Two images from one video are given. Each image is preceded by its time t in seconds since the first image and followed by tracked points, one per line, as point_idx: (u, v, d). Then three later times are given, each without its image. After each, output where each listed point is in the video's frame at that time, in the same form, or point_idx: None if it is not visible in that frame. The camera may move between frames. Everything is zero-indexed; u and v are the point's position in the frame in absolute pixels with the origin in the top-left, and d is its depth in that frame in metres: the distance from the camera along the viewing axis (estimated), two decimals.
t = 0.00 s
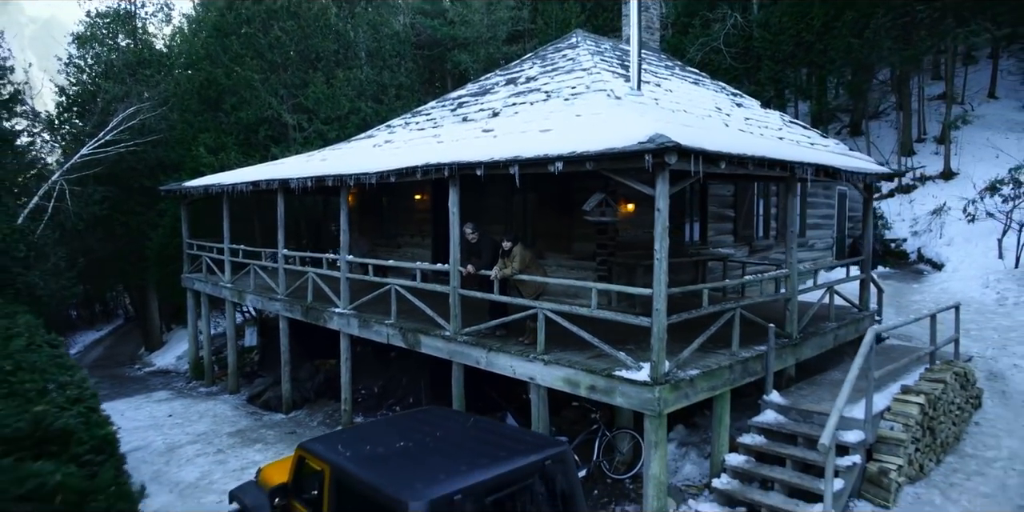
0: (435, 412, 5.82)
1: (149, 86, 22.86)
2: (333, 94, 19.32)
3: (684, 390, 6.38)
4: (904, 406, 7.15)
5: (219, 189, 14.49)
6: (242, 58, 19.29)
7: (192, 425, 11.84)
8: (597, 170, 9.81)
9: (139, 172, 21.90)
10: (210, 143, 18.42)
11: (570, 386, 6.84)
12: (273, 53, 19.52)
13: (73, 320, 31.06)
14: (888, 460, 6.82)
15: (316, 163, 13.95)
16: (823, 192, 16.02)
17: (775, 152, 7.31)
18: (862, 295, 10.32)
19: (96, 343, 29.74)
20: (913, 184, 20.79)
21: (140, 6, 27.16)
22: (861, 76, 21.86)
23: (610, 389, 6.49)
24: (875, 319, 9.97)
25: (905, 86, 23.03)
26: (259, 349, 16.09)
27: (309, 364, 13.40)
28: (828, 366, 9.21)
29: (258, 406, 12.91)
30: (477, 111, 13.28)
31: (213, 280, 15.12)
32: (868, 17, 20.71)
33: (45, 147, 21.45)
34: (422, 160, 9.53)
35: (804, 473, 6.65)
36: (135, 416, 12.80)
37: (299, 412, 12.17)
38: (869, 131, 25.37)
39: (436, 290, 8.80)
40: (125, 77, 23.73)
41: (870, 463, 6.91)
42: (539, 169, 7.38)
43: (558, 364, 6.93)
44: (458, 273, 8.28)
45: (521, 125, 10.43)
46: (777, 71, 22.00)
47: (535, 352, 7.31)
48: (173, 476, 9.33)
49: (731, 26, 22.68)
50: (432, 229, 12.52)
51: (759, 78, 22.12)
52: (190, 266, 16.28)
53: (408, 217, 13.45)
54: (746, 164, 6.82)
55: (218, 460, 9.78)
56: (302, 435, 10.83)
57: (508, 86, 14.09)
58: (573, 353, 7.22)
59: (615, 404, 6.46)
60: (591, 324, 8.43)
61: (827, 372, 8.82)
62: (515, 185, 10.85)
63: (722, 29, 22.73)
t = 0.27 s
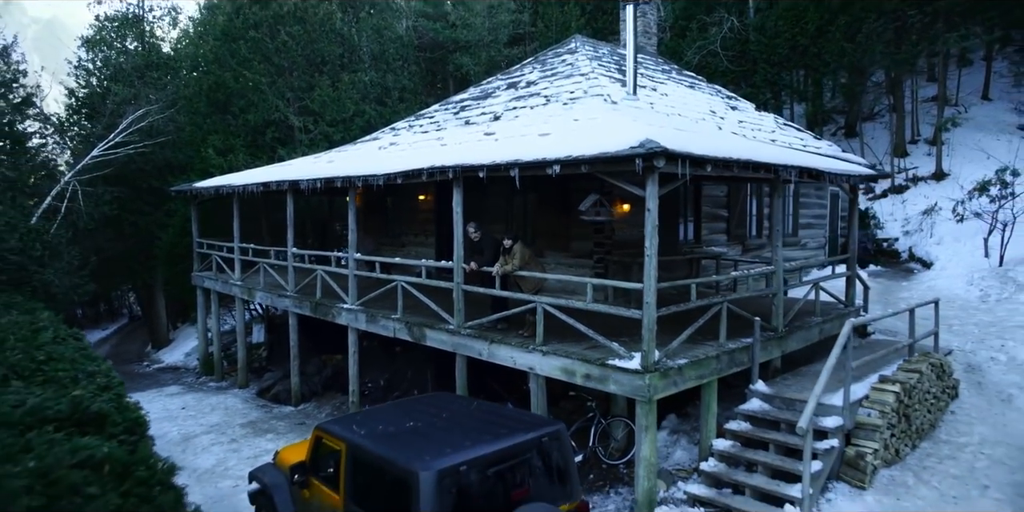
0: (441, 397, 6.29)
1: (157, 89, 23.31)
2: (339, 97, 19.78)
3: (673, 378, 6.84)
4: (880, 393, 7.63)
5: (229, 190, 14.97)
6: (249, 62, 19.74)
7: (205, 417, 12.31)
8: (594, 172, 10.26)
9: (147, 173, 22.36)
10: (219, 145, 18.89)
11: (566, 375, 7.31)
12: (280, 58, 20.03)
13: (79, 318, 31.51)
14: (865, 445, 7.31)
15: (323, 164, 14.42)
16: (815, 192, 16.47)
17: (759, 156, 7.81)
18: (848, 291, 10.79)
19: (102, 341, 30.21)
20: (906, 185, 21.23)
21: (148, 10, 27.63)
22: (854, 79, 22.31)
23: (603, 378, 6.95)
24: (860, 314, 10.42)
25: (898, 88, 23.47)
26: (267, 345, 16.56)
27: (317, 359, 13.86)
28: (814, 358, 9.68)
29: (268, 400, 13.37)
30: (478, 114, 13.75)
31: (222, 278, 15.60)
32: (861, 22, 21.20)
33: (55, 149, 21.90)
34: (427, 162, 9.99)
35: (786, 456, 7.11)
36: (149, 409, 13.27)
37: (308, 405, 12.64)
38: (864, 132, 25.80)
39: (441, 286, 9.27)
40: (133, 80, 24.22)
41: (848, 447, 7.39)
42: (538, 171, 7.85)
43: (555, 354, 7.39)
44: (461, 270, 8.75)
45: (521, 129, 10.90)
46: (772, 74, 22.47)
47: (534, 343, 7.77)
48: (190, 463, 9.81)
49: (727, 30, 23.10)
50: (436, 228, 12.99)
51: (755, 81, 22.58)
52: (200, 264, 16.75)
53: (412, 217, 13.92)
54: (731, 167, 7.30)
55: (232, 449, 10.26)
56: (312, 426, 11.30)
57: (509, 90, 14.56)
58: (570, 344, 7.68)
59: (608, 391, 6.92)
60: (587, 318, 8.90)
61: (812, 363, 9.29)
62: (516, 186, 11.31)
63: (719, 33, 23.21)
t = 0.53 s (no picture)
0: (442, 386, 6.71)
1: (162, 91, 23.70)
2: (341, 100, 20.18)
3: (661, 370, 7.26)
4: (859, 384, 8.05)
5: (236, 191, 15.39)
6: (254, 65, 20.18)
7: (213, 411, 12.73)
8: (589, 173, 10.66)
9: (152, 174, 22.76)
10: (224, 146, 19.32)
11: (560, 366, 7.72)
12: (284, 61, 20.43)
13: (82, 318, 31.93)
14: (843, 433, 7.73)
15: (328, 166, 14.84)
16: (806, 193, 16.89)
17: (744, 159, 8.26)
18: (834, 288, 11.22)
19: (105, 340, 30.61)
20: (897, 185, 21.64)
21: (153, 13, 28.01)
22: (847, 82, 22.74)
23: (595, 368, 7.36)
24: (845, 310, 10.85)
25: (891, 91, 23.89)
26: (271, 341, 16.97)
27: (321, 355, 14.29)
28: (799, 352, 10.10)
29: (274, 394, 13.78)
30: (478, 118, 14.16)
31: (229, 277, 16.01)
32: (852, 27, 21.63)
33: (61, 151, 22.28)
34: (429, 164, 10.41)
35: (768, 443, 7.51)
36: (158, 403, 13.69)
37: (313, 399, 13.06)
38: (858, 133, 26.23)
39: (442, 282, 9.67)
40: (139, 83, 24.61)
41: (827, 435, 7.80)
42: (534, 174, 8.27)
43: (550, 347, 7.80)
44: (461, 268, 9.16)
45: (519, 132, 11.33)
46: (766, 77, 22.77)
47: (530, 337, 8.18)
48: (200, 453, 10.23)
49: (723, 34, 23.57)
50: (437, 228, 13.40)
51: (749, 84, 23.01)
52: (206, 263, 17.16)
53: (414, 217, 14.33)
54: (716, 170, 7.74)
55: (241, 440, 10.68)
56: (317, 418, 11.72)
57: (507, 94, 14.99)
58: (564, 338, 8.09)
59: (600, 381, 7.33)
60: (582, 312, 9.31)
61: (797, 357, 9.71)
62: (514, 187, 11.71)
63: (714, 37, 23.66)
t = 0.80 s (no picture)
0: (442, 374, 7.21)
1: (167, 94, 24.16)
2: (344, 104, 20.67)
3: (647, 360, 7.75)
4: (835, 375, 8.56)
5: (243, 192, 15.90)
6: (258, 69, 20.70)
7: (222, 404, 13.22)
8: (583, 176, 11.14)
9: (158, 175, 23.23)
10: (230, 148, 19.84)
11: (553, 357, 8.21)
12: (288, 66, 20.92)
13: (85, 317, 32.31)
14: (819, 420, 8.23)
15: (332, 168, 15.34)
16: (796, 194, 17.39)
17: (727, 163, 8.77)
18: (818, 285, 11.72)
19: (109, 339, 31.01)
20: (887, 186, 22.13)
21: (157, 17, 28.46)
22: (838, 85, 23.24)
23: (586, 359, 7.86)
24: (827, 306, 11.35)
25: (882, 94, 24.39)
26: (276, 338, 17.47)
27: (326, 351, 14.78)
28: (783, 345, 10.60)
29: (280, 388, 14.28)
30: (477, 121, 14.67)
31: (235, 275, 16.50)
32: (842, 31, 22.16)
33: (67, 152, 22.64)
34: (430, 167, 10.91)
35: (748, 430, 7.99)
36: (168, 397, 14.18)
37: (318, 392, 13.55)
38: (850, 135, 26.73)
39: (442, 280, 10.16)
40: (144, 86, 25.03)
41: (805, 422, 8.30)
42: (529, 177, 8.77)
43: (544, 339, 8.30)
44: (460, 265, 9.65)
45: (516, 136, 11.83)
46: (759, 80, 23.17)
47: (526, 330, 8.68)
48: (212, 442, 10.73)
49: (717, 38, 24.09)
50: (437, 228, 13.91)
51: (743, 87, 23.51)
52: (213, 262, 17.66)
53: (415, 217, 14.83)
54: (699, 173, 8.25)
55: (250, 430, 11.18)
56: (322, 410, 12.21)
57: (505, 98, 15.49)
58: (558, 331, 8.59)
59: (590, 371, 7.82)
60: (574, 307, 9.81)
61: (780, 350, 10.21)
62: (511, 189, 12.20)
63: (709, 41, 24.18)
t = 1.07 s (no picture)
0: (441, 365, 7.66)
1: (172, 96, 24.61)
2: (346, 106, 21.09)
3: (635, 352, 8.20)
4: (814, 367, 9.00)
5: (248, 193, 16.36)
6: (261, 73, 21.18)
7: (228, 397, 13.66)
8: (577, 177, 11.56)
9: (163, 175, 23.66)
10: (234, 150, 20.29)
11: (547, 350, 8.64)
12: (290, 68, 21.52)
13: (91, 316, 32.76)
14: (799, 410, 8.68)
15: (334, 169, 15.79)
16: (786, 194, 17.84)
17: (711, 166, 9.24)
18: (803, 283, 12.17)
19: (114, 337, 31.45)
20: (878, 186, 22.57)
21: (162, 21, 28.90)
22: (830, 87, 23.70)
23: (577, 351, 8.30)
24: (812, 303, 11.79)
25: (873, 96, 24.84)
26: (280, 335, 17.91)
27: (329, 347, 15.24)
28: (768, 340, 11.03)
29: (284, 383, 14.72)
30: (476, 124, 15.12)
31: (240, 273, 16.95)
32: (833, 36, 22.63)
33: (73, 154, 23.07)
34: (430, 169, 11.35)
35: (731, 419, 8.43)
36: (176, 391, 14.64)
37: (321, 387, 14.00)
38: (843, 136, 27.18)
39: (441, 277, 10.60)
40: (149, 88, 25.46)
41: (785, 412, 8.74)
42: (524, 179, 9.21)
43: (538, 332, 8.73)
44: (458, 263, 10.08)
45: (512, 139, 12.27)
46: (752, 82, 23.66)
47: (521, 324, 9.11)
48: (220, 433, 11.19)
49: (712, 42, 24.58)
50: (436, 228, 14.35)
51: (737, 89, 23.98)
52: (218, 261, 18.10)
53: (415, 217, 15.28)
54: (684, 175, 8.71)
55: (257, 422, 11.63)
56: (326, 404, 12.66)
57: (503, 101, 15.95)
58: (551, 325, 9.02)
59: (581, 363, 8.26)
60: (568, 303, 10.24)
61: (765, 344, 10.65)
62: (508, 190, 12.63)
63: (703, 44, 24.68)
